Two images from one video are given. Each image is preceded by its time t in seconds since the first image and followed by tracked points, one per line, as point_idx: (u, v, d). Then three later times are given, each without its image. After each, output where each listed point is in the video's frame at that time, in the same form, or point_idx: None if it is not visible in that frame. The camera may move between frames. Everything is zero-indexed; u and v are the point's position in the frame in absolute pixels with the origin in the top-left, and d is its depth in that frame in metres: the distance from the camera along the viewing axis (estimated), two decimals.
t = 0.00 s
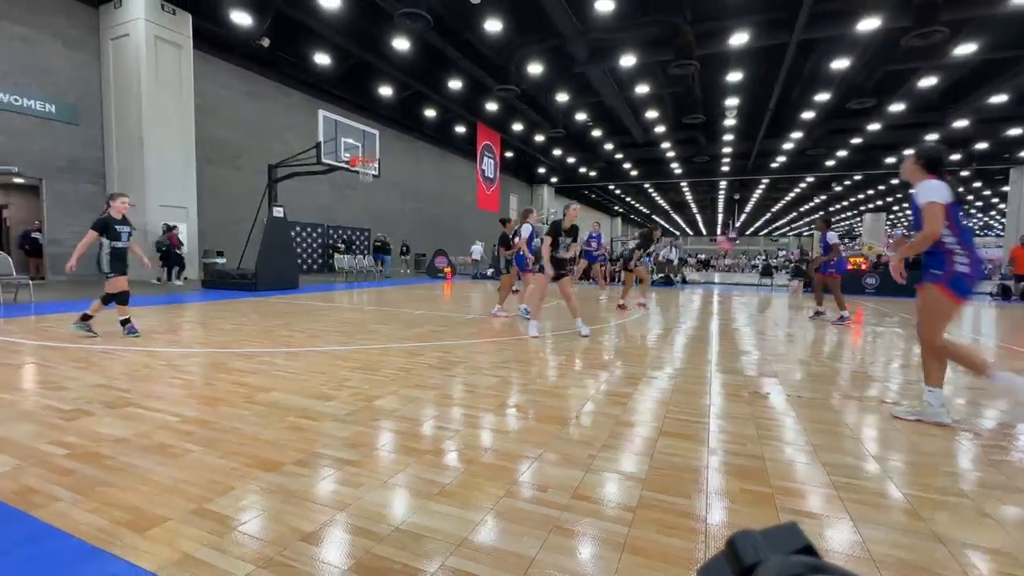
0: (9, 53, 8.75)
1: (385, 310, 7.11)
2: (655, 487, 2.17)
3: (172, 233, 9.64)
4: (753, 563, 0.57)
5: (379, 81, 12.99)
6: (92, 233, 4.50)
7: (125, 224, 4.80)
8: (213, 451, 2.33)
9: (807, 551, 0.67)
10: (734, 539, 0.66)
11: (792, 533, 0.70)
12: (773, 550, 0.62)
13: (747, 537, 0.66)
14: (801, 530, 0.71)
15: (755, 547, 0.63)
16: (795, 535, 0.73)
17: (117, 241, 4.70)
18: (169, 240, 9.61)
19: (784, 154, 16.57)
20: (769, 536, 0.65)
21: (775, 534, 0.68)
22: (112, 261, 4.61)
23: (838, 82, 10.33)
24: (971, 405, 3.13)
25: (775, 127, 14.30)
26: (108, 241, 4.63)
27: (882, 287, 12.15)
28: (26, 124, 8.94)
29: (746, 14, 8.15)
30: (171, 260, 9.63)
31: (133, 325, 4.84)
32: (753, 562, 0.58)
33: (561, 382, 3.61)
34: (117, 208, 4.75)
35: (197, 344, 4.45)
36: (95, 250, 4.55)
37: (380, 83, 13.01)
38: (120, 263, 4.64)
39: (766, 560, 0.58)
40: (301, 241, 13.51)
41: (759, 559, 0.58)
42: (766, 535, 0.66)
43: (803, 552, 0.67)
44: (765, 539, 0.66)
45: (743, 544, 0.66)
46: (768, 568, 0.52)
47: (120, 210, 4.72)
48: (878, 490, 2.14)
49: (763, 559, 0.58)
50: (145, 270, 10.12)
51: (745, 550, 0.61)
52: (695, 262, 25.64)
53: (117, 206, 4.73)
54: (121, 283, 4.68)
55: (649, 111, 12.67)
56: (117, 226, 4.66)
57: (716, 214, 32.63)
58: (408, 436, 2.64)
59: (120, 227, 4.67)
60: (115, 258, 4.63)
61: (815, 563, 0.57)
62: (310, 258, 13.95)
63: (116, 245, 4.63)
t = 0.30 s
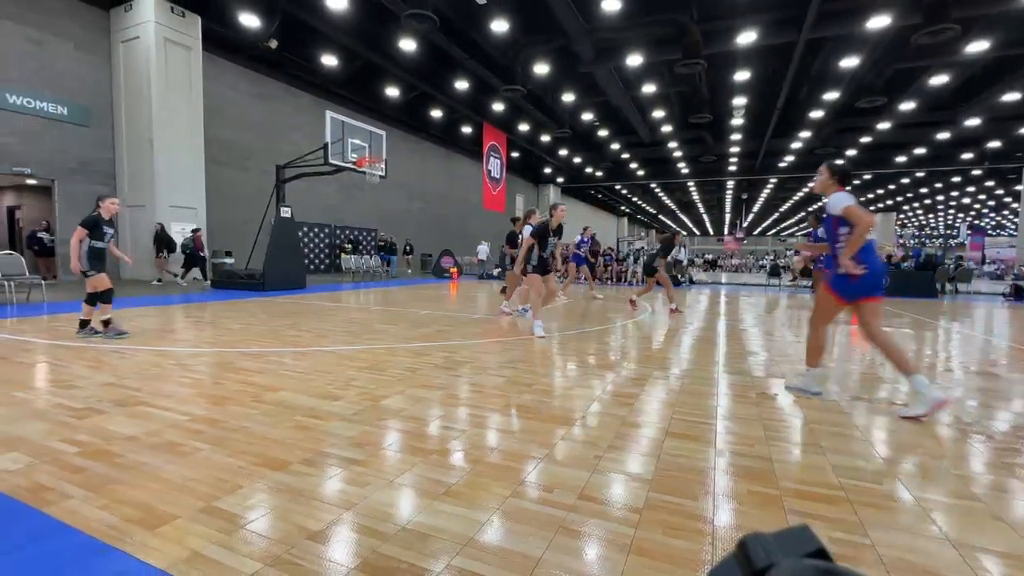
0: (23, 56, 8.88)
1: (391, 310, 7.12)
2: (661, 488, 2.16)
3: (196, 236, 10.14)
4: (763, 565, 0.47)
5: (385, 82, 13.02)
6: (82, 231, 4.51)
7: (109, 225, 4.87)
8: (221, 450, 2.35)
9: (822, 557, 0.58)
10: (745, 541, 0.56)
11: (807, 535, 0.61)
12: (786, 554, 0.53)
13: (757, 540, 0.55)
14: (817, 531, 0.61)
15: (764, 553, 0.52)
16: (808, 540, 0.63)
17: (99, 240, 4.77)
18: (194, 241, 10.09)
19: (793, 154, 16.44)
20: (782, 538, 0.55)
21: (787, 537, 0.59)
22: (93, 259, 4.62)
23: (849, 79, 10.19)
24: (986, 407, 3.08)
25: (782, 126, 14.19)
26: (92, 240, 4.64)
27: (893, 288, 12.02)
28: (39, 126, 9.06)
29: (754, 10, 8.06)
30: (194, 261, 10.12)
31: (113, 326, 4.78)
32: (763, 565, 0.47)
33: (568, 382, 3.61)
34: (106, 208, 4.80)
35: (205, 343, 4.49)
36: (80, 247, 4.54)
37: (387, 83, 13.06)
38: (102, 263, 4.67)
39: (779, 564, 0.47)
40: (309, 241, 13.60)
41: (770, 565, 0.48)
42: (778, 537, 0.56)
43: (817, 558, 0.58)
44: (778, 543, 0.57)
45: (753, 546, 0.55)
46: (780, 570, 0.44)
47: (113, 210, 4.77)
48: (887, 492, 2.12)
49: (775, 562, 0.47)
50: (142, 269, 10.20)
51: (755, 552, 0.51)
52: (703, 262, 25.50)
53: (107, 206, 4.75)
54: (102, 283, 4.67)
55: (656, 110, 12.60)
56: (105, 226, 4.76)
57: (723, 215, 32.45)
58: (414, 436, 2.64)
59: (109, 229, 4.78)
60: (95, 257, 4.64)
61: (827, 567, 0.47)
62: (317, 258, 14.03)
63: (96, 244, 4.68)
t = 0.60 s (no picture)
0: (30, 58, 8.94)
1: (394, 310, 7.13)
2: (664, 488, 2.16)
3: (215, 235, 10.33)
4: (765, 566, 0.47)
5: (389, 82, 13.04)
6: (69, 230, 4.40)
7: (95, 224, 4.74)
8: (225, 450, 2.36)
9: (824, 560, 0.57)
10: (748, 543, 0.55)
11: (811, 535, 0.60)
12: (789, 554, 0.52)
13: (760, 542, 0.55)
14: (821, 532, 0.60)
15: (767, 552, 0.52)
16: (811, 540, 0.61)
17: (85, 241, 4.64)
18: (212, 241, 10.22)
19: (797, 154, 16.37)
20: (784, 540, 0.54)
21: (789, 539, 0.58)
22: (79, 260, 4.53)
23: (853, 78, 10.14)
24: (991, 408, 3.05)
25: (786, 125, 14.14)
26: (78, 240, 4.53)
27: (897, 288, 11.97)
28: (45, 127, 9.12)
29: (758, 11, 8.07)
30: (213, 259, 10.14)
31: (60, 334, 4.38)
32: (764, 567, 0.47)
33: (571, 382, 3.60)
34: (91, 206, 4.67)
35: (209, 343, 4.51)
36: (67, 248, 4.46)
37: (390, 84, 13.08)
38: (87, 264, 4.59)
39: (782, 565, 0.47)
40: (312, 241, 13.64)
41: (772, 566, 0.47)
42: (780, 537, 0.55)
43: (822, 558, 0.57)
44: (780, 543, 0.56)
45: (759, 548, 0.55)
46: (782, 570, 0.43)
47: (96, 209, 4.65)
48: (892, 493, 2.11)
49: (778, 563, 0.47)
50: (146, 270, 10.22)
51: (759, 552, 0.50)
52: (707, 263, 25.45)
53: (89, 204, 4.63)
54: (91, 286, 4.67)
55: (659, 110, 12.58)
56: (91, 226, 4.63)
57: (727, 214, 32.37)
58: (417, 436, 2.64)
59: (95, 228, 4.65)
60: (82, 257, 4.58)
61: (830, 569, 0.46)
62: (321, 258, 14.07)
63: (82, 245, 4.57)
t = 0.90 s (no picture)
0: (30, 58, 8.95)
1: (395, 310, 7.14)
2: (665, 488, 2.16)
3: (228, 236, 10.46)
4: (765, 566, 0.47)
5: (389, 83, 13.04)
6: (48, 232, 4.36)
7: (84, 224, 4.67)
8: (226, 450, 2.36)
9: (825, 561, 0.57)
10: (747, 542, 0.55)
11: (811, 534, 0.59)
12: (789, 554, 0.52)
13: (761, 539, 0.55)
14: (820, 532, 0.59)
15: (767, 551, 0.52)
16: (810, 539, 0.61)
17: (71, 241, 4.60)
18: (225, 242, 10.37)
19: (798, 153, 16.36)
20: (782, 539, 0.54)
21: (789, 537, 0.58)
22: (58, 260, 4.48)
23: (853, 78, 10.14)
24: (992, 408, 3.05)
25: (787, 125, 14.13)
26: (59, 240, 4.50)
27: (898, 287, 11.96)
28: (47, 128, 9.13)
29: (758, 11, 8.06)
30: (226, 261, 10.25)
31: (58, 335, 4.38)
32: (763, 565, 0.47)
33: (572, 382, 3.60)
34: (80, 206, 4.60)
35: (211, 343, 4.51)
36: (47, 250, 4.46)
37: (391, 84, 13.08)
38: (67, 264, 4.53)
39: (781, 564, 0.47)
40: (313, 242, 13.66)
41: (771, 566, 0.47)
42: (779, 537, 0.55)
43: (823, 558, 0.56)
44: (778, 543, 0.55)
45: (758, 547, 0.54)
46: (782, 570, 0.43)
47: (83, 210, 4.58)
48: (892, 493, 2.10)
49: (777, 563, 0.47)
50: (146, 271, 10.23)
51: (757, 551, 0.50)
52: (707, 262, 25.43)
53: (80, 204, 4.58)
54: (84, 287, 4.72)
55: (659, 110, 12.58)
56: (73, 226, 4.54)
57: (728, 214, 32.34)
58: (418, 436, 2.64)
59: (77, 228, 4.55)
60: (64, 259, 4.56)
61: (830, 568, 0.45)
62: (321, 258, 14.08)
63: (65, 245, 4.55)
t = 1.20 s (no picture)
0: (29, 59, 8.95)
1: (395, 310, 7.14)
2: (665, 488, 2.15)
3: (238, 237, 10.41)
4: (764, 565, 0.47)
5: (389, 83, 13.04)
6: (47, 235, 4.37)
7: (82, 224, 4.68)
8: (226, 450, 2.36)
9: (826, 560, 0.57)
10: (746, 542, 0.54)
11: (812, 534, 0.59)
12: (789, 554, 0.52)
13: (762, 539, 0.55)
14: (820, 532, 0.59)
15: (767, 550, 0.52)
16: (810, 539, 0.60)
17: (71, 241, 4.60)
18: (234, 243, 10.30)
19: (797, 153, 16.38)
20: (783, 538, 0.54)
21: (789, 538, 0.58)
22: (59, 260, 4.46)
23: (852, 78, 10.15)
24: (991, 408, 3.04)
25: (786, 125, 14.14)
26: (59, 241, 4.50)
27: (897, 287, 11.97)
28: (46, 128, 9.14)
29: (758, 11, 8.06)
30: (233, 260, 10.25)
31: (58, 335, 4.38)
32: (762, 565, 0.47)
33: (572, 382, 3.61)
34: (79, 207, 4.59)
35: (210, 343, 4.51)
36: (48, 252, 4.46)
37: (390, 84, 13.08)
38: (68, 264, 4.51)
39: (782, 563, 0.47)
40: (313, 242, 13.66)
41: (771, 566, 0.47)
42: (779, 535, 0.55)
43: (824, 558, 0.56)
44: (777, 542, 0.55)
45: (757, 546, 0.55)
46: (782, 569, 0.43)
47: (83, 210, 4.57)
48: (892, 493, 2.10)
49: (778, 562, 0.47)
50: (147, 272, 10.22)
51: (756, 551, 0.50)
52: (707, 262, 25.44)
53: (79, 204, 4.58)
54: (81, 287, 4.71)
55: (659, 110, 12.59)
56: (73, 226, 4.55)
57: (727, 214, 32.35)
58: (417, 436, 2.64)
59: (76, 229, 4.56)
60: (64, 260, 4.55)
61: (830, 567, 0.45)
62: (321, 258, 14.09)
63: (65, 246, 4.54)
